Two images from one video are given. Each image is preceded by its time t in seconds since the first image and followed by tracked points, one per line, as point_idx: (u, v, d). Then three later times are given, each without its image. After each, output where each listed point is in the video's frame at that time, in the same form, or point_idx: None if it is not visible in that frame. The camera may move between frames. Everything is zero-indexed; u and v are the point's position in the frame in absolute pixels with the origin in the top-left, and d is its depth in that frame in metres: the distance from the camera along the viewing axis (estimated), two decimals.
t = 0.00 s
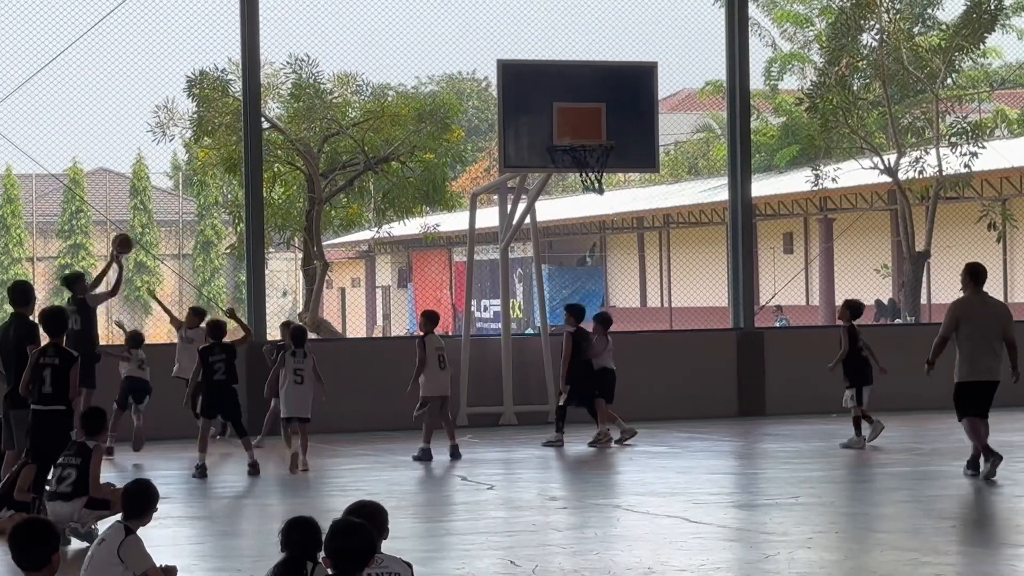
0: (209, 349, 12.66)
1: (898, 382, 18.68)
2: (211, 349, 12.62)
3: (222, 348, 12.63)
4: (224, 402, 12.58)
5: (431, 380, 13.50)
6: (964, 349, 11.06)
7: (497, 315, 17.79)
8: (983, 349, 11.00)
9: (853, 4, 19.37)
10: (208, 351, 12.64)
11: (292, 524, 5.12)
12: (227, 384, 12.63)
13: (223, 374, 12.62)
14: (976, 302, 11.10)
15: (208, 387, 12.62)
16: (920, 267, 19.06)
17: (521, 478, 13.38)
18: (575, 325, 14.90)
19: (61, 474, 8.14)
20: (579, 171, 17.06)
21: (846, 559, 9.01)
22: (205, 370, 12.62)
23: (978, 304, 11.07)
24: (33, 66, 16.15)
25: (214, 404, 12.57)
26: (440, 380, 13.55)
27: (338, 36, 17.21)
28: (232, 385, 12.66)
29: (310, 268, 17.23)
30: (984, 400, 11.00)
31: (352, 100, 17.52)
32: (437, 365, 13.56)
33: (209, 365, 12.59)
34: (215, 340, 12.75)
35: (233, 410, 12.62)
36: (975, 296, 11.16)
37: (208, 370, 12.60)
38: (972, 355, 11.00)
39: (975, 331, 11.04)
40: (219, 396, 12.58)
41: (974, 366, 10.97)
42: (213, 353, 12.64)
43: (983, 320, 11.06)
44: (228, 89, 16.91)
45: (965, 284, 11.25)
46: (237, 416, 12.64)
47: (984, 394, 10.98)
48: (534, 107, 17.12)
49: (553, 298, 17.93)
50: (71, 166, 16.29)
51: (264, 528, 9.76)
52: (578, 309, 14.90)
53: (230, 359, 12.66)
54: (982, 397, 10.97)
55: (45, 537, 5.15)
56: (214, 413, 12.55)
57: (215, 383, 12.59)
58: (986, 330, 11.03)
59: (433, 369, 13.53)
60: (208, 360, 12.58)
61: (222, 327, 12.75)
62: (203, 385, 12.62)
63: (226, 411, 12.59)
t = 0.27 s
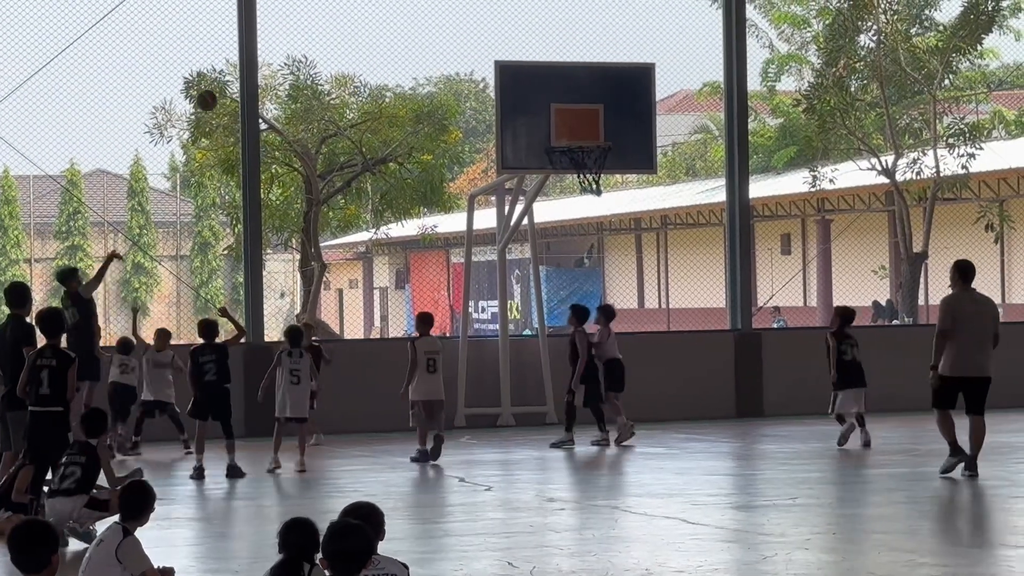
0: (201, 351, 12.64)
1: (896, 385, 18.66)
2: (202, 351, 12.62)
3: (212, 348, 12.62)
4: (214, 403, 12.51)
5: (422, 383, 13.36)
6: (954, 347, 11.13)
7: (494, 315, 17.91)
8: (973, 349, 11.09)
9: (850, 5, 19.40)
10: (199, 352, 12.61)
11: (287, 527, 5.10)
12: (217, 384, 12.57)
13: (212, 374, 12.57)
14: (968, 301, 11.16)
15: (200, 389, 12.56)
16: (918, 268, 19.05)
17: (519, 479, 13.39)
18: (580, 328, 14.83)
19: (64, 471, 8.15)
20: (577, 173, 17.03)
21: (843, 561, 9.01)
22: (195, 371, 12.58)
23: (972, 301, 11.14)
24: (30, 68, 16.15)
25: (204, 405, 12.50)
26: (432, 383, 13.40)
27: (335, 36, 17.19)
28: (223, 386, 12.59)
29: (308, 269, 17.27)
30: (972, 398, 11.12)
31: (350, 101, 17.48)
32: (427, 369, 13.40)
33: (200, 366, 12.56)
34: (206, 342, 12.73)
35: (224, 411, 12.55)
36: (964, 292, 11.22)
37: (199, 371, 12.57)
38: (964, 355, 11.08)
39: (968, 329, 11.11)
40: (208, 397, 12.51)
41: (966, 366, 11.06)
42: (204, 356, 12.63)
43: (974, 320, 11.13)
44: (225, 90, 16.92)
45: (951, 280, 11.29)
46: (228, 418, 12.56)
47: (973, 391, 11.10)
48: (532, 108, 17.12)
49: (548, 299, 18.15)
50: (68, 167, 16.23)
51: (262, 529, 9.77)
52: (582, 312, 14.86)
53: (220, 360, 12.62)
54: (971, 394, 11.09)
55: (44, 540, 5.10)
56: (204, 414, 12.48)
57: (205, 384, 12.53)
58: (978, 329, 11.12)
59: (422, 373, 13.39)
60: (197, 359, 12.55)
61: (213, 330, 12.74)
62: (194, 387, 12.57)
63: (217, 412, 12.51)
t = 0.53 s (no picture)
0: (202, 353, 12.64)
1: (889, 387, 18.67)
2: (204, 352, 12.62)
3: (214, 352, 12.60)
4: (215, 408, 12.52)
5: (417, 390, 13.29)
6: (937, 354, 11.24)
7: (489, 318, 17.79)
8: (957, 355, 11.22)
9: (844, 6, 19.45)
10: (200, 355, 12.61)
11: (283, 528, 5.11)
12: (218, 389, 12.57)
13: (213, 378, 12.58)
14: (948, 307, 11.25)
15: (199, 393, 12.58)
16: (912, 270, 18.98)
17: (513, 481, 13.40)
18: (569, 337, 14.86)
19: (59, 475, 8.15)
20: (571, 174, 17.05)
21: (838, 562, 9.02)
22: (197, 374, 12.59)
23: (951, 308, 11.24)
24: (24, 70, 16.14)
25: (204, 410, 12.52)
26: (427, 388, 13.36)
27: (325, 40, 17.12)
28: (224, 389, 12.59)
29: (302, 271, 17.25)
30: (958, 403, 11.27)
31: (344, 103, 17.53)
32: (419, 373, 13.36)
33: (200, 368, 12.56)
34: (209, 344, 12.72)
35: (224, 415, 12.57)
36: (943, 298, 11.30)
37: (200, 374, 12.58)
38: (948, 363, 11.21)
39: (949, 338, 11.23)
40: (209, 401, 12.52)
41: (951, 373, 11.19)
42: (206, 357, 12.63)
43: (954, 326, 11.25)
44: (220, 92, 16.94)
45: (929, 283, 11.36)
46: (229, 422, 12.58)
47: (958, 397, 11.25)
48: (526, 110, 17.13)
49: (543, 302, 18.16)
50: (63, 169, 16.23)
51: (257, 531, 9.77)
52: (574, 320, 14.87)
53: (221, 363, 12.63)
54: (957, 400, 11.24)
55: (39, 542, 5.12)
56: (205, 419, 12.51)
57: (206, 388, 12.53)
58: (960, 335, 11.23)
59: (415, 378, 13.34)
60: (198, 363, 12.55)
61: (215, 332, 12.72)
62: (194, 390, 12.58)
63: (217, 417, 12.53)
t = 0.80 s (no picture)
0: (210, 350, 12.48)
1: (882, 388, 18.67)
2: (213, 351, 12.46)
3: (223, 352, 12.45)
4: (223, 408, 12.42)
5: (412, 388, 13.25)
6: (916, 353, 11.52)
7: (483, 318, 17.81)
8: (931, 353, 11.46)
9: (837, 8, 19.38)
10: (210, 354, 12.46)
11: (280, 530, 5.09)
12: (228, 388, 12.44)
13: (222, 378, 12.45)
14: (927, 306, 11.54)
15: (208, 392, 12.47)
16: (906, 270, 19.08)
17: (507, 482, 13.39)
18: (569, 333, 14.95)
19: (51, 477, 8.14)
20: (566, 175, 17.06)
21: (832, 563, 9.03)
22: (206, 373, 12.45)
23: (926, 307, 11.52)
24: (16, 73, 16.15)
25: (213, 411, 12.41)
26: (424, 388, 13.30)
27: (324, 41, 17.18)
28: (233, 389, 12.46)
29: (296, 272, 17.22)
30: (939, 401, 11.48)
31: (338, 104, 17.51)
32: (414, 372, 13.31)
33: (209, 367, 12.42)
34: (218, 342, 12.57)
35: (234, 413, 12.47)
36: (924, 300, 11.59)
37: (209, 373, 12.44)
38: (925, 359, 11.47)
39: (926, 335, 11.48)
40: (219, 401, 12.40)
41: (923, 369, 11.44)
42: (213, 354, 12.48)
43: (930, 324, 11.50)
44: (214, 93, 16.94)
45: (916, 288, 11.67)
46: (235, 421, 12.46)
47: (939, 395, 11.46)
48: (521, 111, 17.10)
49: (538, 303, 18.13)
50: (57, 170, 16.19)
51: (251, 533, 9.75)
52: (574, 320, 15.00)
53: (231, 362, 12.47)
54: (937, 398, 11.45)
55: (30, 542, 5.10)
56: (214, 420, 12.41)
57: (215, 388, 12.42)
58: (939, 334, 11.49)
59: (410, 378, 13.30)
60: (206, 364, 12.41)
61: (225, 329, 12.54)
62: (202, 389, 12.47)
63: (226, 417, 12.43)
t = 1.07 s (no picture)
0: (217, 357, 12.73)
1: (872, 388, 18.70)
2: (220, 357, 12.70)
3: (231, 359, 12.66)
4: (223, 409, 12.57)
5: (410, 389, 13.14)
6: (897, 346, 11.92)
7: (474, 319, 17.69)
8: (910, 349, 11.85)
9: (827, 7, 19.45)
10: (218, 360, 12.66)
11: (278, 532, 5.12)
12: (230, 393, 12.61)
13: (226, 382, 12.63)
14: (912, 304, 11.97)
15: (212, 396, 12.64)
16: (896, 270, 19.04)
17: (497, 482, 13.40)
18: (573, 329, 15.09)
19: (39, 479, 8.10)
20: (556, 175, 17.08)
21: (823, 563, 9.03)
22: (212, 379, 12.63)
23: (908, 307, 11.94)
24: (5, 74, 16.13)
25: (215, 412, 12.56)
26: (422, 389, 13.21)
27: (316, 40, 17.17)
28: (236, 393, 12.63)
29: (287, 273, 17.22)
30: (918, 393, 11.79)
31: (328, 104, 17.54)
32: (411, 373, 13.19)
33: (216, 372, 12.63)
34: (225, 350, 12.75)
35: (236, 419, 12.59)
36: (909, 302, 12.01)
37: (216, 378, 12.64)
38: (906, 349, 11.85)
39: (908, 327, 11.90)
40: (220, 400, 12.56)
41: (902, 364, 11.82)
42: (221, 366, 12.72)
43: (911, 322, 11.91)
44: (204, 94, 16.90)
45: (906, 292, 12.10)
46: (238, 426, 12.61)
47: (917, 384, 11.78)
48: (510, 112, 17.13)
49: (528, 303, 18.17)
50: (47, 171, 16.15)
51: (241, 533, 9.75)
52: (578, 317, 15.19)
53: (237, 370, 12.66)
54: (915, 388, 11.77)
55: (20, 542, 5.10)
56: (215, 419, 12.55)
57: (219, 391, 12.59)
58: (921, 328, 11.90)
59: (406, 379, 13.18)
60: (210, 367, 12.61)
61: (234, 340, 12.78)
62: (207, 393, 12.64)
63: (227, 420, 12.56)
